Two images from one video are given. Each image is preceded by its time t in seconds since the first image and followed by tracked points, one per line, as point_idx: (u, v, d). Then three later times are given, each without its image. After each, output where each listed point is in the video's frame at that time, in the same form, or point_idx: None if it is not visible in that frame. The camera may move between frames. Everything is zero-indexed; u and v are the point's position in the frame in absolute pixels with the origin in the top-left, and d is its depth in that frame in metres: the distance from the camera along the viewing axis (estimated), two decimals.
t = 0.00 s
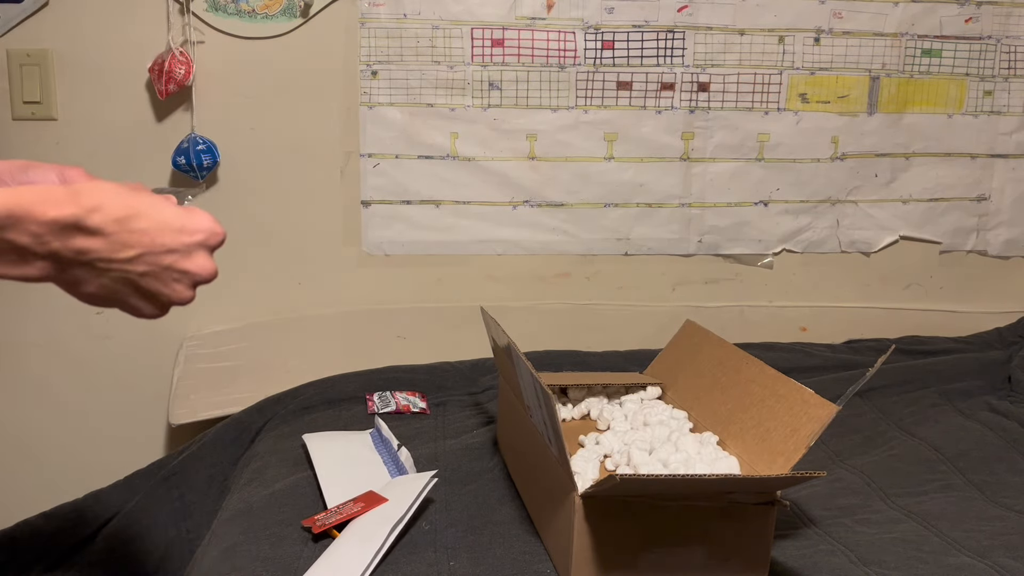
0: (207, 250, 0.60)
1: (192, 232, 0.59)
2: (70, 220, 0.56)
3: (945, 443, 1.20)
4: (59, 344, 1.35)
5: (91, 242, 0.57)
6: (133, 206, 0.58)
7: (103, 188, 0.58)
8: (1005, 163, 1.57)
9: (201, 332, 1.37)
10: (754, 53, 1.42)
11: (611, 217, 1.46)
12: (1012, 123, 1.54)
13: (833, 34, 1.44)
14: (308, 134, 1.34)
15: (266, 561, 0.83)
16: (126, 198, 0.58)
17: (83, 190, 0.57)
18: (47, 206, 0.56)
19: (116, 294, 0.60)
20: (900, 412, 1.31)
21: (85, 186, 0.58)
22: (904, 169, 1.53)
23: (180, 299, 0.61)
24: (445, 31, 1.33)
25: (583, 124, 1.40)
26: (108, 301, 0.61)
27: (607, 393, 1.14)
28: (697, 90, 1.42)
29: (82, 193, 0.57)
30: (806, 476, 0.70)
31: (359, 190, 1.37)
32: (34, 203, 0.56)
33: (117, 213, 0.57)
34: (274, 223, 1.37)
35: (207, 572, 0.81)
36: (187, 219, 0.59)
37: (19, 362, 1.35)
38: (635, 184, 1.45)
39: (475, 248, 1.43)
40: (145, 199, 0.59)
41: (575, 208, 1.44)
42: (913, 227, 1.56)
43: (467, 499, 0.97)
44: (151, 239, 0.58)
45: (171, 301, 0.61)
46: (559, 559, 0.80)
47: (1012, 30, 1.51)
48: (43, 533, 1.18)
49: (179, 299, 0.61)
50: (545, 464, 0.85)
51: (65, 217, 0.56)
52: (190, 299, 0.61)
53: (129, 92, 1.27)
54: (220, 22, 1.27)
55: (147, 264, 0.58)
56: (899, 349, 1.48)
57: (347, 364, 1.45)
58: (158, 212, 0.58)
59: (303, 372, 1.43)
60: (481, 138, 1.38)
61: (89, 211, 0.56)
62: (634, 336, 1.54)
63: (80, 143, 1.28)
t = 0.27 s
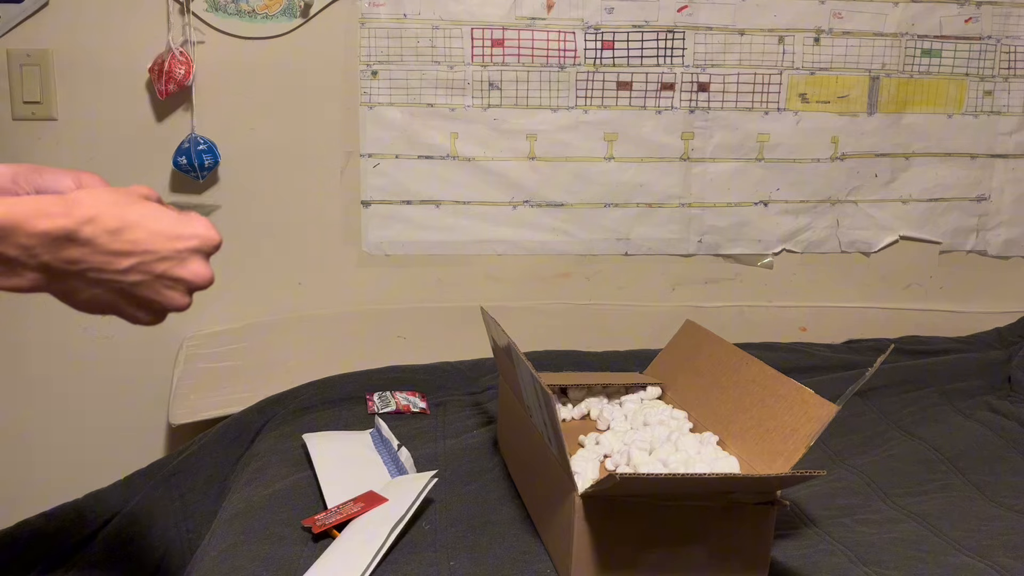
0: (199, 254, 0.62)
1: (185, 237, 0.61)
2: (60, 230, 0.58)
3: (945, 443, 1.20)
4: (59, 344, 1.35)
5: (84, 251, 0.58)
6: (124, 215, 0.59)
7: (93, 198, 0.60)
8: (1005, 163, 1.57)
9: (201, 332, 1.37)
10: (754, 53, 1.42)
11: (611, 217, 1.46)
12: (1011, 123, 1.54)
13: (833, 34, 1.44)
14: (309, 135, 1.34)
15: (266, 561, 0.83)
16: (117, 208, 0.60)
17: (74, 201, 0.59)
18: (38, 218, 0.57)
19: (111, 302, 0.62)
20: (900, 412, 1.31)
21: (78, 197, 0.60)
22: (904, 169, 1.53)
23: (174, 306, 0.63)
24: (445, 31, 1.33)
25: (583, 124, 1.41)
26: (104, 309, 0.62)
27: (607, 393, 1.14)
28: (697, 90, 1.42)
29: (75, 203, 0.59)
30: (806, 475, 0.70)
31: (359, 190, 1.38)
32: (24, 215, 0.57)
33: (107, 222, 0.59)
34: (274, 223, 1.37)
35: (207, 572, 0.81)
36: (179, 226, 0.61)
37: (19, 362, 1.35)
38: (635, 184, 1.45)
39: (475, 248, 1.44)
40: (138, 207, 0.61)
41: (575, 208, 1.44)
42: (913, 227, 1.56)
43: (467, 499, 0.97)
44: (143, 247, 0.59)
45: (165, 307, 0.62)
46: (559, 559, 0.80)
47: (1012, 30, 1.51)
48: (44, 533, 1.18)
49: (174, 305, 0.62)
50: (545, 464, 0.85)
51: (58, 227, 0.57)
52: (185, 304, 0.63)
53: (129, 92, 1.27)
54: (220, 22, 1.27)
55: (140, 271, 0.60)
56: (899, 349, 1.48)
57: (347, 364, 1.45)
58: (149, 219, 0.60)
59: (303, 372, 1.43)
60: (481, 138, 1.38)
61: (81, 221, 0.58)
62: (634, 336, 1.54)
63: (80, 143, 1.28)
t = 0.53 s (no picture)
0: (288, 329, 0.58)
1: (278, 310, 0.57)
2: (158, 291, 0.52)
3: (945, 443, 1.20)
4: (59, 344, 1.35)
5: (177, 315, 0.54)
6: (218, 279, 0.55)
7: (193, 261, 0.55)
8: (1005, 163, 1.57)
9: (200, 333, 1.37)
10: (754, 53, 1.42)
11: (610, 217, 1.46)
12: (1012, 123, 1.54)
13: (833, 34, 1.44)
14: (309, 135, 1.34)
15: (267, 562, 0.82)
16: (213, 271, 0.55)
17: (174, 260, 0.54)
18: (137, 275, 0.52)
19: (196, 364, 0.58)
20: (900, 412, 1.31)
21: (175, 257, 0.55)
22: (904, 169, 1.53)
23: (257, 376, 0.59)
24: (445, 31, 1.33)
25: (583, 124, 1.41)
26: (180, 369, 0.58)
27: (607, 393, 1.14)
28: (697, 90, 1.42)
29: (173, 263, 0.54)
30: (806, 475, 0.70)
31: (359, 190, 1.37)
32: (123, 271, 0.52)
33: (201, 286, 0.54)
34: (275, 223, 1.37)
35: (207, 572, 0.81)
36: (273, 298, 0.57)
37: (19, 362, 1.35)
38: (634, 184, 1.45)
39: (475, 248, 1.44)
40: (233, 273, 0.56)
41: (574, 208, 1.44)
42: (913, 227, 1.56)
43: (467, 499, 0.97)
44: (232, 315, 0.55)
45: (245, 377, 0.59)
46: (559, 559, 0.80)
47: (1012, 30, 1.51)
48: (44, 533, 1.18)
49: (254, 376, 0.59)
50: (545, 465, 0.85)
51: (152, 286, 0.52)
52: (265, 377, 0.59)
53: (129, 92, 1.27)
54: (220, 22, 1.27)
55: (227, 339, 0.56)
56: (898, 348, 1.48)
57: (348, 364, 1.45)
58: (244, 289, 0.56)
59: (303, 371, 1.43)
60: (480, 138, 1.38)
61: (175, 282, 0.53)
62: (634, 336, 1.54)
63: (81, 143, 1.28)
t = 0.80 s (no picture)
0: (319, 377, 0.54)
1: (308, 357, 0.54)
2: (183, 342, 0.51)
3: (945, 443, 1.20)
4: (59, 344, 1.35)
5: (200, 364, 0.51)
6: (245, 331, 0.53)
7: (222, 313, 0.53)
8: (1005, 163, 1.57)
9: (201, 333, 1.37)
10: (754, 53, 1.42)
11: (611, 217, 1.46)
12: (1012, 123, 1.54)
13: (833, 34, 1.44)
14: (309, 135, 1.34)
15: (267, 561, 0.83)
16: (242, 323, 0.53)
17: (202, 314, 0.53)
18: (165, 326, 0.51)
19: (225, 418, 0.54)
20: (901, 412, 1.31)
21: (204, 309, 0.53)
22: (904, 169, 1.53)
23: (287, 428, 0.55)
24: (445, 31, 1.33)
25: (583, 124, 1.41)
26: (212, 426, 0.55)
27: (607, 393, 1.14)
28: (697, 90, 1.42)
29: (200, 315, 0.52)
30: (805, 476, 0.70)
31: (359, 190, 1.37)
32: (150, 322, 0.51)
33: (228, 336, 0.52)
34: (275, 223, 1.37)
35: (207, 572, 0.81)
36: (301, 344, 0.54)
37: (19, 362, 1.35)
38: (635, 184, 1.45)
39: (475, 248, 1.44)
40: (262, 326, 0.54)
41: (574, 208, 1.44)
42: (913, 227, 1.56)
43: (467, 499, 0.97)
44: (257, 365, 0.52)
45: (276, 429, 0.55)
46: (559, 559, 0.80)
47: (1012, 30, 1.51)
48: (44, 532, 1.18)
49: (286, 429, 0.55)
50: (545, 465, 0.85)
51: (177, 338, 0.50)
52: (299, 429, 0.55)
53: (129, 92, 1.27)
54: (220, 22, 1.27)
55: (254, 389, 0.53)
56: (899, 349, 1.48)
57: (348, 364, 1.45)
58: (271, 338, 0.53)
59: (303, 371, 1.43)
60: (481, 138, 1.38)
61: (202, 334, 0.51)
62: (634, 337, 1.54)
63: (82, 143, 1.28)
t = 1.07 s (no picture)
0: (326, 413, 0.54)
1: (315, 395, 0.53)
2: (195, 369, 0.51)
3: (945, 443, 1.20)
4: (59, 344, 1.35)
5: (208, 393, 0.52)
6: (256, 363, 0.53)
7: (236, 342, 0.54)
8: (1005, 163, 1.56)
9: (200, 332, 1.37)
10: (754, 53, 1.42)
11: (611, 217, 1.46)
12: (1012, 123, 1.54)
13: (833, 34, 1.44)
14: (309, 135, 1.34)
15: (267, 560, 0.82)
16: (256, 354, 0.53)
17: (216, 342, 0.53)
18: (179, 352, 0.51)
19: (231, 446, 0.55)
20: (900, 412, 1.31)
21: (221, 336, 0.54)
22: (904, 169, 1.53)
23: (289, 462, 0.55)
24: (445, 31, 1.33)
25: (583, 124, 1.40)
26: (220, 453, 0.56)
27: (607, 393, 1.14)
28: (697, 90, 1.42)
29: (214, 342, 0.53)
30: (805, 476, 0.70)
31: (359, 190, 1.37)
32: (166, 348, 0.51)
33: (238, 367, 0.52)
34: (275, 224, 1.37)
35: (207, 571, 0.81)
36: (310, 379, 0.53)
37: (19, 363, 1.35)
38: (635, 184, 1.45)
39: (475, 248, 1.44)
40: (275, 358, 0.54)
41: (574, 208, 1.44)
42: (913, 227, 1.56)
43: (467, 499, 0.97)
44: (264, 399, 0.52)
45: (280, 461, 0.55)
46: (559, 559, 0.80)
47: (1012, 30, 1.51)
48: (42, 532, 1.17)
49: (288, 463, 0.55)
50: (545, 465, 0.84)
51: (190, 364, 0.51)
52: (300, 463, 0.55)
53: (129, 92, 1.27)
54: (220, 22, 1.27)
55: (259, 421, 0.53)
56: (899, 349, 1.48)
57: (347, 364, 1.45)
58: (280, 372, 0.53)
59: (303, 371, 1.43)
60: (481, 138, 1.38)
61: (213, 362, 0.52)
62: (634, 337, 1.54)
63: (81, 143, 1.28)
